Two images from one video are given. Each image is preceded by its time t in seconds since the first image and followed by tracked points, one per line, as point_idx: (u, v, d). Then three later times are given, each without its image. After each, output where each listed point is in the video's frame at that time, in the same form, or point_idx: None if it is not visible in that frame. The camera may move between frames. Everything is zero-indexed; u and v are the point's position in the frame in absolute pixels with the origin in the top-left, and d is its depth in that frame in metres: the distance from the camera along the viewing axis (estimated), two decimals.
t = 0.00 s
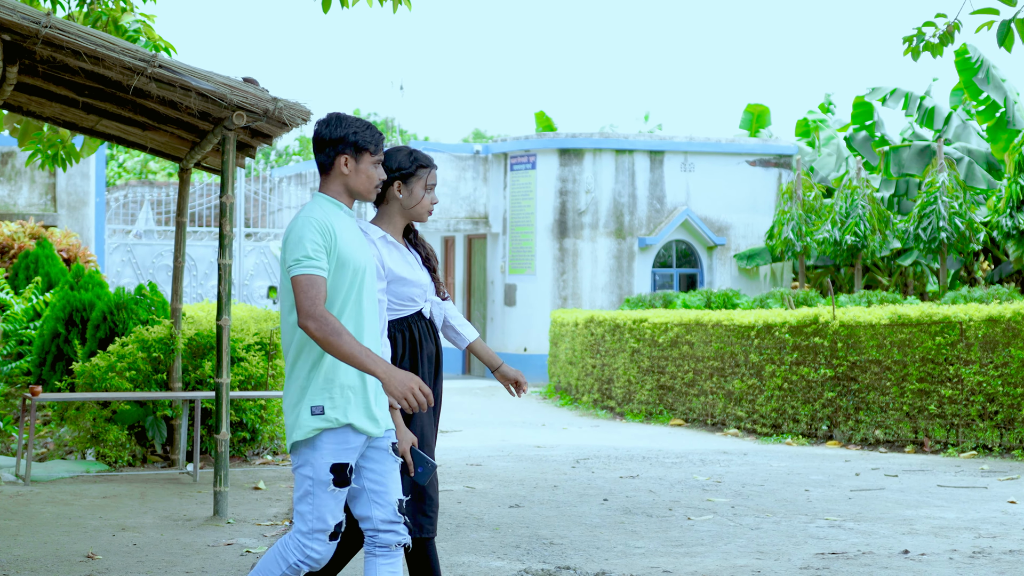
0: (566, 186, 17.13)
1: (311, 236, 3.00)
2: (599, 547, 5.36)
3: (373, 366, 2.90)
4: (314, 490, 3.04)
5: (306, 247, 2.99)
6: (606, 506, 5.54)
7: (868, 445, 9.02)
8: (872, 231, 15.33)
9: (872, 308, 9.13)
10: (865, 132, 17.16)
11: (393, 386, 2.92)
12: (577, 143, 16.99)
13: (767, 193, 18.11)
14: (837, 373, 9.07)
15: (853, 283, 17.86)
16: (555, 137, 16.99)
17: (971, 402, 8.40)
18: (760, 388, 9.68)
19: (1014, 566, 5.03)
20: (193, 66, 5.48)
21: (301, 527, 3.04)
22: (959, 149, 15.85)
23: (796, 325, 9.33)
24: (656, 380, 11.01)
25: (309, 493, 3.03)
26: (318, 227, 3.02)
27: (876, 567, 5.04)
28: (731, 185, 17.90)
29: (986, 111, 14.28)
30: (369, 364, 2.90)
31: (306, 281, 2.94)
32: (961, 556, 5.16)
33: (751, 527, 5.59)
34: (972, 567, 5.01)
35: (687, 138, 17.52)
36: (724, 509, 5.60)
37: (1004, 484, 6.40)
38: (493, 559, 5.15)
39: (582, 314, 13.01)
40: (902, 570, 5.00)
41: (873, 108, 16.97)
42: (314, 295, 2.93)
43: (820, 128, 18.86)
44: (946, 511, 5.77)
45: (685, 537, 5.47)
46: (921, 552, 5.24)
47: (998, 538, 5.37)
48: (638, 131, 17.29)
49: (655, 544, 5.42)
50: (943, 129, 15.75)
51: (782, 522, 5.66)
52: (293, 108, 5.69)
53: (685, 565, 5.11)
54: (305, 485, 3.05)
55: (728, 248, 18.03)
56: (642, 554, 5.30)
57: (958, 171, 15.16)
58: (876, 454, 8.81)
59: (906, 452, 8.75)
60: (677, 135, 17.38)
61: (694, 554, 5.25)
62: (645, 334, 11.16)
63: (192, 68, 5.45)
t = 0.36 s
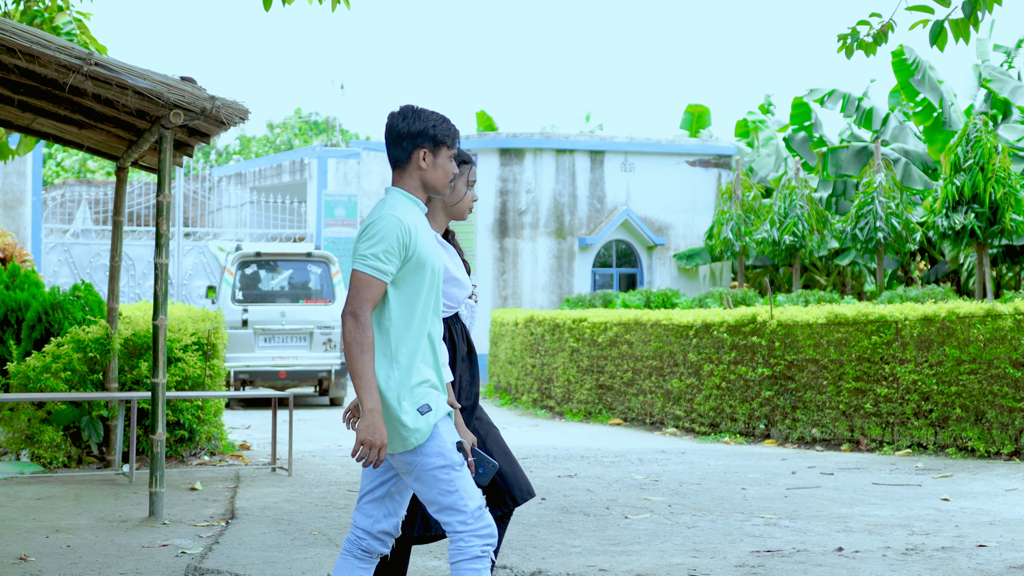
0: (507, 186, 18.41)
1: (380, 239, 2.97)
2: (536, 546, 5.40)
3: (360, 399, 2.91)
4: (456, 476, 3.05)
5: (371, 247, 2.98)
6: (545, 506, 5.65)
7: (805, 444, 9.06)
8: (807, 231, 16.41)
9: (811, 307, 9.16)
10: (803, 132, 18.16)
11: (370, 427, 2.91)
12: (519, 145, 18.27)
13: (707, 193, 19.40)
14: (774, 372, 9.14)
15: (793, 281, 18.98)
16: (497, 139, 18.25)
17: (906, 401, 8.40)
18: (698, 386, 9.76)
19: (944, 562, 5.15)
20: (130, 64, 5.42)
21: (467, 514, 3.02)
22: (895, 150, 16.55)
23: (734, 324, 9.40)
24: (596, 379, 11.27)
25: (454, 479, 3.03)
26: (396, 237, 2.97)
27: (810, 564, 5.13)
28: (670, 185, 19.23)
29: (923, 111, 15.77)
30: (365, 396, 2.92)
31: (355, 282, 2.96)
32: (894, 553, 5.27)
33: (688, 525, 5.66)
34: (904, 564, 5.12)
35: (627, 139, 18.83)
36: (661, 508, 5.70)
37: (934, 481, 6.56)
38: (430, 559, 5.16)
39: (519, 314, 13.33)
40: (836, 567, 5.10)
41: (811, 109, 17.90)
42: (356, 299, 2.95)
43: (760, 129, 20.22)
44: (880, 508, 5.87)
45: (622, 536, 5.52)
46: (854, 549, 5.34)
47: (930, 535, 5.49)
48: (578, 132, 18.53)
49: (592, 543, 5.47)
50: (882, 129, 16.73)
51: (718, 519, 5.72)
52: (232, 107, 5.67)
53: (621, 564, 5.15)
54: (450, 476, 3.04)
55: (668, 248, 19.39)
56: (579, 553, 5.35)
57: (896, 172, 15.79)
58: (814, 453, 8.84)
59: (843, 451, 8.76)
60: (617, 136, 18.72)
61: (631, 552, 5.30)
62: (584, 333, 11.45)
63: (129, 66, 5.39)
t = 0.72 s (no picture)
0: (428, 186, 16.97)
1: (482, 245, 3.01)
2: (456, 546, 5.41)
3: (514, 399, 2.92)
4: (507, 495, 3.08)
5: (470, 253, 3.00)
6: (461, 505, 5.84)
7: (725, 441, 9.24)
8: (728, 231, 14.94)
9: (730, 307, 9.28)
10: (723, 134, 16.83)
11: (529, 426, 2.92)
12: (439, 144, 16.79)
13: (628, 192, 18.49)
14: (694, 371, 9.29)
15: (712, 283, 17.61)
16: (417, 137, 16.83)
17: (824, 399, 8.51)
18: (620, 385, 9.98)
19: (859, 558, 5.25)
20: (46, 62, 5.38)
21: (503, 533, 3.08)
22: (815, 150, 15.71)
23: (654, 323, 9.55)
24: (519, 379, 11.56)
25: (509, 496, 3.07)
26: (496, 243, 3.03)
27: (727, 562, 5.19)
28: (594, 184, 18.15)
29: (843, 112, 15.16)
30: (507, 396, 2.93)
31: (473, 290, 2.96)
32: (811, 551, 5.35)
33: (608, 524, 5.71)
34: (819, 561, 5.20)
35: (549, 138, 17.71)
36: (581, 507, 5.94)
37: (850, 478, 6.66)
38: (349, 559, 5.13)
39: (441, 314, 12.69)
40: (752, 565, 5.16)
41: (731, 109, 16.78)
42: (478, 306, 2.96)
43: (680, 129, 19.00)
44: (798, 506, 5.94)
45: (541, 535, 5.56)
46: (771, 547, 5.41)
47: (846, 532, 5.59)
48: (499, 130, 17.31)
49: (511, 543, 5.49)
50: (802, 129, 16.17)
51: (637, 518, 5.79)
52: (150, 106, 5.63)
53: (539, 563, 5.17)
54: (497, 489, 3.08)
55: (590, 248, 18.36)
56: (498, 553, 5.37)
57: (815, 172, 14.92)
58: (732, 450, 9.02)
59: (762, 449, 8.93)
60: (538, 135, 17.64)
61: (550, 552, 5.33)
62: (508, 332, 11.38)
63: (45, 64, 5.35)
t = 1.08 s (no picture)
0: (352, 186, 16.98)
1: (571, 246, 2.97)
2: (378, 547, 5.42)
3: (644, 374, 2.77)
4: (557, 507, 3.02)
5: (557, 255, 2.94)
6: (387, 506, 5.88)
7: (648, 442, 9.25)
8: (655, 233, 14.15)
9: (653, 307, 9.31)
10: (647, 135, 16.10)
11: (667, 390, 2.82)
12: (363, 143, 16.83)
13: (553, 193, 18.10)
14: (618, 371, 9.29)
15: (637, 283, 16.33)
16: (341, 137, 16.82)
17: (746, 399, 8.65)
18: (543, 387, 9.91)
19: (779, 557, 5.32)
20: None
21: (548, 543, 3.02)
22: (737, 151, 15.08)
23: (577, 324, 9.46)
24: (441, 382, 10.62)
25: (560, 509, 3.01)
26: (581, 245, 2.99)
27: (648, 561, 5.22)
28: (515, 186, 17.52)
29: (766, 114, 14.95)
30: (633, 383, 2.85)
31: (571, 289, 2.88)
32: (731, 549, 5.40)
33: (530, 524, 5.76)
34: (740, 559, 5.25)
35: (473, 139, 17.45)
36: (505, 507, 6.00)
37: (772, 478, 6.81)
38: (269, 561, 5.11)
39: (367, 315, 12.60)
40: (674, 563, 5.19)
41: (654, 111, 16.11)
42: (580, 306, 2.87)
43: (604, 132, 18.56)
44: (720, 505, 6.01)
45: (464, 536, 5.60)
46: (693, 546, 5.47)
47: (767, 530, 5.66)
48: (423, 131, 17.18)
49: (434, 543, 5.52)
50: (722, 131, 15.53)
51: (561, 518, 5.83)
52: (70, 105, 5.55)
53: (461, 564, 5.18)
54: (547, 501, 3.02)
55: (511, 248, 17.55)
56: (420, 553, 5.38)
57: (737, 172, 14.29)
58: (656, 451, 9.05)
59: (685, 448, 8.98)
60: (463, 135, 17.37)
61: (473, 553, 5.35)
62: (429, 334, 10.47)
63: None
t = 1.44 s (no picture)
0: (280, 186, 16.87)
1: (627, 245, 3.11)
2: (305, 548, 5.41)
3: (631, 404, 3.04)
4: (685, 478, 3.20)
5: (618, 251, 3.11)
6: (313, 508, 5.92)
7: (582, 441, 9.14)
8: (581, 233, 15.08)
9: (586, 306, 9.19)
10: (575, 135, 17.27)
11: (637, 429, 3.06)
12: (292, 143, 16.79)
13: (482, 194, 18.21)
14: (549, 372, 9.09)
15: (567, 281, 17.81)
16: (269, 137, 16.76)
17: (672, 399, 8.55)
18: (472, 386, 9.44)
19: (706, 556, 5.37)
20: None
21: (698, 511, 3.20)
22: (667, 152, 16.00)
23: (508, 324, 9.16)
24: (370, 380, 10.70)
25: (686, 479, 3.19)
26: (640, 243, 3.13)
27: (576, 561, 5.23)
28: (446, 186, 17.94)
29: (695, 115, 15.60)
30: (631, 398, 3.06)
31: (614, 289, 3.07)
32: (658, 549, 5.44)
33: (459, 525, 5.77)
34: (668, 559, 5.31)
35: (402, 139, 17.45)
36: (433, 507, 6.02)
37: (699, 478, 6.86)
38: (196, 564, 5.07)
39: (294, 315, 12.58)
40: (601, 562, 5.21)
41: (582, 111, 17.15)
42: (614, 305, 3.06)
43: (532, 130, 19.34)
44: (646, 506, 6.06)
45: (392, 537, 5.60)
46: (621, 546, 5.50)
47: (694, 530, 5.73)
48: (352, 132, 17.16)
49: (362, 545, 5.51)
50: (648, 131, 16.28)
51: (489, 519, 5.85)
52: None
53: (389, 564, 5.17)
54: (675, 480, 3.19)
55: (444, 248, 18.05)
56: (348, 554, 5.37)
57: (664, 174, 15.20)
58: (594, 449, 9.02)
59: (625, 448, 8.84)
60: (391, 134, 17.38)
61: (400, 553, 5.34)
62: (358, 334, 10.78)
63: None
